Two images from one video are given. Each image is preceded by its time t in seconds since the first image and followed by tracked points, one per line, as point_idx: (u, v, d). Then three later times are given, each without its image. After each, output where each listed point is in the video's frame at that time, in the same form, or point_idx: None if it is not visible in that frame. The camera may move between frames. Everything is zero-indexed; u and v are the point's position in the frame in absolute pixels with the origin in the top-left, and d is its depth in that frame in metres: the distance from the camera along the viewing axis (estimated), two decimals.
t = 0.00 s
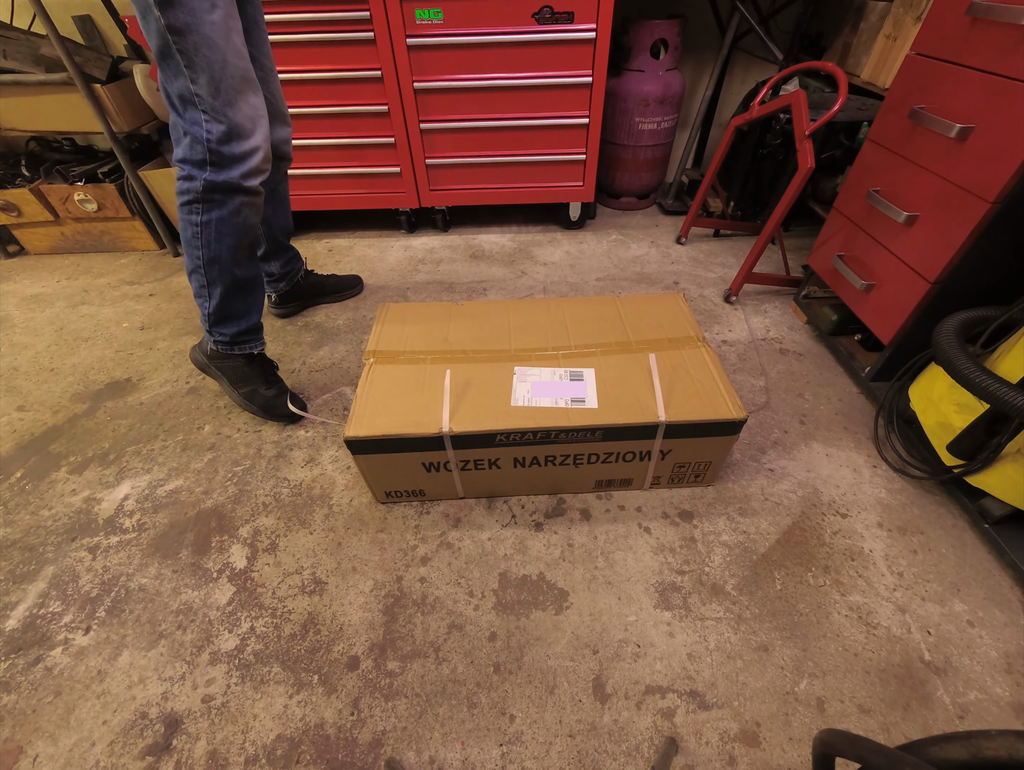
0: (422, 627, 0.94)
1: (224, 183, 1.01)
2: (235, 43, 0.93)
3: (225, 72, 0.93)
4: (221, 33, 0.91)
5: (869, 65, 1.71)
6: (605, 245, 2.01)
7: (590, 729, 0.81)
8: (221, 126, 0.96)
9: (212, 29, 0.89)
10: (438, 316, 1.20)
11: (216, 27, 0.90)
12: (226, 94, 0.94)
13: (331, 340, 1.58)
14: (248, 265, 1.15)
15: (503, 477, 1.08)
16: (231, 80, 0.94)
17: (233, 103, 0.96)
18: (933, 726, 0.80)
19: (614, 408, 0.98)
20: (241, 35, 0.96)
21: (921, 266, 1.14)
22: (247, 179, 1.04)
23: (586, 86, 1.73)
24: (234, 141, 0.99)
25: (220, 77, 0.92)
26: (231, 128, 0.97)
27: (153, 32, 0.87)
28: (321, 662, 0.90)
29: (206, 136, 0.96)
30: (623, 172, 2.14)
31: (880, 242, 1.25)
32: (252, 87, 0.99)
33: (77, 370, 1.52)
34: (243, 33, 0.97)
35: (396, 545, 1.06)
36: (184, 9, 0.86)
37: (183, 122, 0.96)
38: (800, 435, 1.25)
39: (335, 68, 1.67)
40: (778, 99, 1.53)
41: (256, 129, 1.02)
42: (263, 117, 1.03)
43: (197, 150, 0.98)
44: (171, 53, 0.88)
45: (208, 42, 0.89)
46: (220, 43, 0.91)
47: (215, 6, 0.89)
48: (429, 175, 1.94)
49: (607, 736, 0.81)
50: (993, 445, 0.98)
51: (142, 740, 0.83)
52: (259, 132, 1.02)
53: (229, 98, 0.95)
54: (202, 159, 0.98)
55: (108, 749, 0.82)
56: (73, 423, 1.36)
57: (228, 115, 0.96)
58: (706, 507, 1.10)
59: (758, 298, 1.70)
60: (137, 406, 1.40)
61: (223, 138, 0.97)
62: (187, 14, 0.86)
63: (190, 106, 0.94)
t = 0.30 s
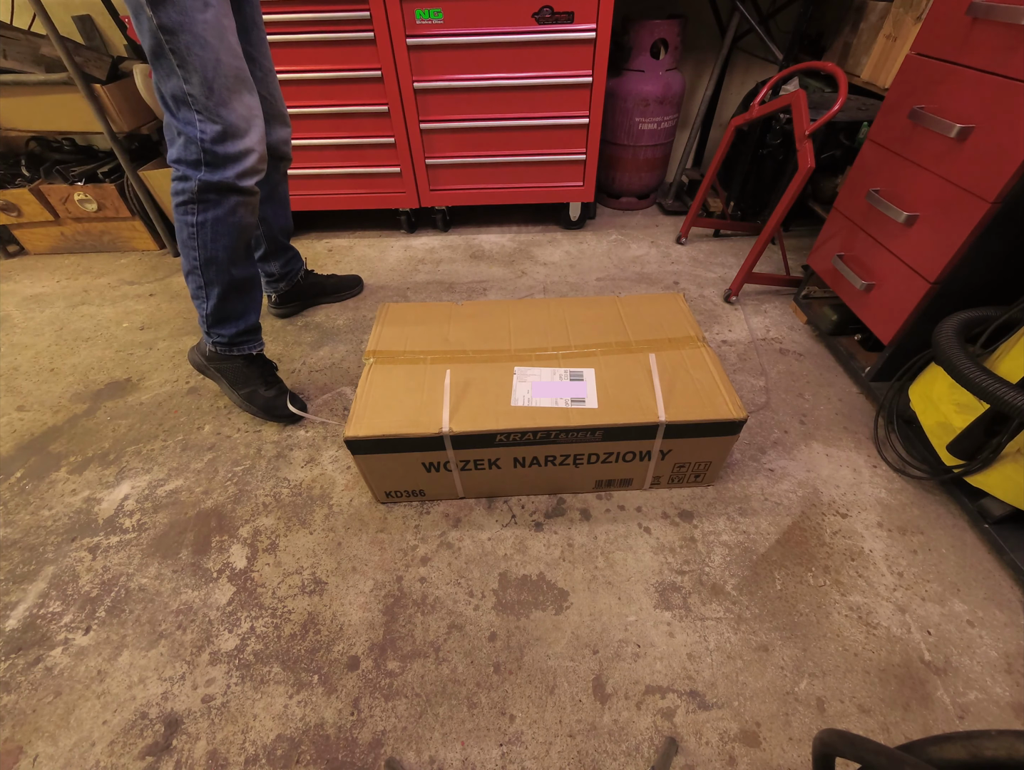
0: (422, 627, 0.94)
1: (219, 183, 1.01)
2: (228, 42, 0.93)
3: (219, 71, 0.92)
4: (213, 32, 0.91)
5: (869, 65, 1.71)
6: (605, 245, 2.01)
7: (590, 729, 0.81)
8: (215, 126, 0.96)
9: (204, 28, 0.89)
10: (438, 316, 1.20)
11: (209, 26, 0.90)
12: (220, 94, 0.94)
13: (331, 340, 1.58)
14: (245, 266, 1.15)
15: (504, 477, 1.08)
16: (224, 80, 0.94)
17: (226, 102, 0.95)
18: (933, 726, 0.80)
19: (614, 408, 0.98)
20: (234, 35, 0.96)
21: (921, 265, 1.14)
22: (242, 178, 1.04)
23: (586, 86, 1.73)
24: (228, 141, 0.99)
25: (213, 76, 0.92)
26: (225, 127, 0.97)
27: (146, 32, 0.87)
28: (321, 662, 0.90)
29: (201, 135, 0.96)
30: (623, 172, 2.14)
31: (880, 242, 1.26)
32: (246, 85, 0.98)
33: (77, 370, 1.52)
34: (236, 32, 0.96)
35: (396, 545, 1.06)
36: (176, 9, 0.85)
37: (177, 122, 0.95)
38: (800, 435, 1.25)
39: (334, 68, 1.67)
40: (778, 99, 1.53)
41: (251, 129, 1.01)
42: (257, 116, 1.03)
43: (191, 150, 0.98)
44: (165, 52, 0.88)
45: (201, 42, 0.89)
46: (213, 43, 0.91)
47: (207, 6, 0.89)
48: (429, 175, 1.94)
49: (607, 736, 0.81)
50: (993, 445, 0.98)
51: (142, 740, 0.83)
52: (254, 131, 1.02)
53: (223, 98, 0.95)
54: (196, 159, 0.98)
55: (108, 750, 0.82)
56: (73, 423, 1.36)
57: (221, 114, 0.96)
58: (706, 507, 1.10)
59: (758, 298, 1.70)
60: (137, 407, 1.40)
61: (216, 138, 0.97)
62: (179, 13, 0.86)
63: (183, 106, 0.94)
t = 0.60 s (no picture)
0: (422, 627, 0.94)
1: (205, 188, 1.00)
2: (217, 44, 0.92)
3: (206, 74, 0.91)
4: (201, 35, 0.89)
5: (869, 65, 1.71)
6: (605, 245, 2.01)
7: (590, 729, 0.81)
8: (202, 130, 0.95)
9: (191, 31, 0.88)
10: (438, 316, 1.20)
11: (196, 28, 0.88)
12: (206, 97, 0.93)
13: (331, 340, 1.58)
14: (238, 268, 1.15)
15: (504, 477, 1.08)
16: (211, 83, 0.93)
17: (213, 106, 0.94)
18: (933, 726, 0.80)
19: (614, 408, 0.98)
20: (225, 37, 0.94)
21: (922, 266, 1.14)
22: (230, 182, 1.03)
23: (586, 86, 1.73)
24: (216, 145, 0.98)
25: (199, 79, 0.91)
26: (212, 130, 0.96)
27: (134, 36, 0.87)
28: (321, 662, 0.90)
29: (187, 140, 0.95)
30: (623, 172, 2.14)
31: (880, 242, 1.25)
32: (235, 87, 0.97)
33: (77, 370, 1.52)
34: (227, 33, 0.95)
35: (396, 545, 1.06)
36: (162, 12, 0.85)
37: (166, 125, 0.95)
38: (800, 435, 1.25)
39: (334, 68, 1.67)
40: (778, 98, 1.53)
41: (240, 132, 1.00)
42: (249, 119, 1.01)
43: (179, 153, 0.97)
44: (151, 56, 0.88)
45: (187, 45, 0.88)
46: (200, 45, 0.89)
47: (195, 8, 0.88)
48: (429, 175, 1.94)
49: (607, 736, 0.81)
50: (993, 445, 0.98)
51: (142, 740, 0.83)
52: (243, 134, 1.01)
53: (209, 101, 0.93)
54: (185, 163, 0.98)
55: (108, 749, 0.82)
56: (72, 423, 1.36)
57: (208, 118, 0.95)
58: (705, 507, 1.10)
59: (758, 298, 1.70)
60: (137, 407, 1.40)
61: (203, 141, 0.96)
62: (164, 16, 0.85)
63: (172, 110, 0.93)
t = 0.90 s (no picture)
0: (422, 627, 0.94)
1: (178, 201, 1.00)
2: (187, 56, 0.91)
3: (174, 87, 0.90)
4: (170, 47, 0.88)
5: (869, 65, 1.71)
6: (605, 245, 2.01)
7: (590, 729, 0.81)
8: (174, 144, 0.95)
9: (159, 44, 0.87)
10: (438, 316, 1.20)
11: (164, 41, 0.87)
12: (176, 110, 0.92)
13: (331, 340, 1.58)
14: (223, 277, 1.15)
15: (503, 477, 1.08)
16: (181, 96, 0.92)
17: (183, 119, 0.93)
18: (933, 726, 0.80)
19: (614, 408, 0.98)
20: (197, 45, 0.92)
21: (921, 266, 1.14)
22: (203, 195, 1.02)
23: (585, 86, 1.73)
24: (189, 157, 0.97)
25: (168, 92, 0.90)
26: (183, 143, 0.95)
27: (105, 49, 0.88)
28: (321, 662, 0.90)
29: (160, 153, 0.95)
30: (623, 172, 2.14)
31: (880, 242, 1.25)
32: (207, 99, 0.96)
33: (77, 370, 1.52)
34: (200, 43, 0.93)
35: (396, 545, 1.06)
36: (129, 24, 0.85)
37: (140, 139, 0.96)
38: (800, 435, 1.25)
39: (334, 68, 1.67)
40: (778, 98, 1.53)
41: (213, 144, 0.99)
42: (223, 130, 1.00)
43: (153, 167, 0.98)
44: (121, 70, 0.88)
45: (155, 58, 0.88)
46: (168, 57, 0.89)
47: (162, 20, 0.87)
48: (429, 176, 1.94)
49: (606, 736, 0.81)
50: (993, 445, 0.98)
51: (142, 740, 0.83)
52: (217, 146, 1.00)
53: (180, 113, 0.93)
54: (160, 176, 0.98)
55: (108, 749, 0.82)
56: (72, 423, 1.36)
57: (179, 131, 0.94)
58: (705, 507, 1.10)
59: (758, 298, 1.70)
60: (137, 406, 1.40)
61: (174, 155, 0.95)
62: (131, 29, 0.85)
63: (145, 123, 0.93)
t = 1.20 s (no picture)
0: (422, 627, 0.94)
1: (151, 228, 1.00)
2: (145, 82, 0.88)
3: (133, 114, 0.88)
4: (125, 74, 0.86)
5: (869, 65, 1.71)
6: (604, 245, 2.01)
7: (590, 729, 0.81)
8: (139, 171, 0.93)
9: (114, 70, 0.85)
10: (438, 316, 1.20)
11: (119, 68, 0.85)
12: (137, 138, 0.90)
13: (331, 340, 1.58)
14: (208, 296, 1.14)
15: (503, 477, 1.08)
16: (141, 123, 0.89)
17: (145, 146, 0.91)
18: (933, 726, 0.80)
19: (614, 408, 0.98)
20: (155, 67, 0.89)
21: (922, 266, 1.14)
22: (175, 221, 1.01)
23: (585, 86, 1.73)
24: (155, 184, 0.96)
25: (127, 119, 0.88)
26: (147, 171, 0.93)
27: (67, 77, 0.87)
28: (321, 662, 0.90)
29: (127, 181, 0.94)
30: (622, 172, 2.14)
31: (880, 242, 1.25)
32: (169, 124, 0.93)
33: (77, 370, 1.52)
34: (159, 65, 0.90)
35: (396, 545, 1.06)
36: (83, 52, 0.83)
37: (110, 166, 0.95)
38: (800, 435, 1.25)
39: (335, 68, 1.67)
40: (778, 98, 1.53)
41: (179, 170, 0.97)
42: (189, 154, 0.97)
43: (124, 194, 0.97)
44: (83, 98, 0.88)
45: (110, 86, 0.86)
46: (125, 84, 0.86)
47: (115, 47, 0.84)
48: (429, 176, 1.94)
49: (607, 736, 0.81)
50: (993, 444, 0.98)
51: (142, 740, 0.83)
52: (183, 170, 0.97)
53: (141, 140, 0.90)
54: (132, 203, 0.98)
55: (108, 749, 0.82)
56: (73, 423, 1.36)
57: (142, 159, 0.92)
58: (705, 507, 1.10)
59: (758, 298, 1.70)
60: (138, 406, 1.40)
61: (140, 182, 0.94)
62: (85, 58, 0.83)
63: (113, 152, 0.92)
